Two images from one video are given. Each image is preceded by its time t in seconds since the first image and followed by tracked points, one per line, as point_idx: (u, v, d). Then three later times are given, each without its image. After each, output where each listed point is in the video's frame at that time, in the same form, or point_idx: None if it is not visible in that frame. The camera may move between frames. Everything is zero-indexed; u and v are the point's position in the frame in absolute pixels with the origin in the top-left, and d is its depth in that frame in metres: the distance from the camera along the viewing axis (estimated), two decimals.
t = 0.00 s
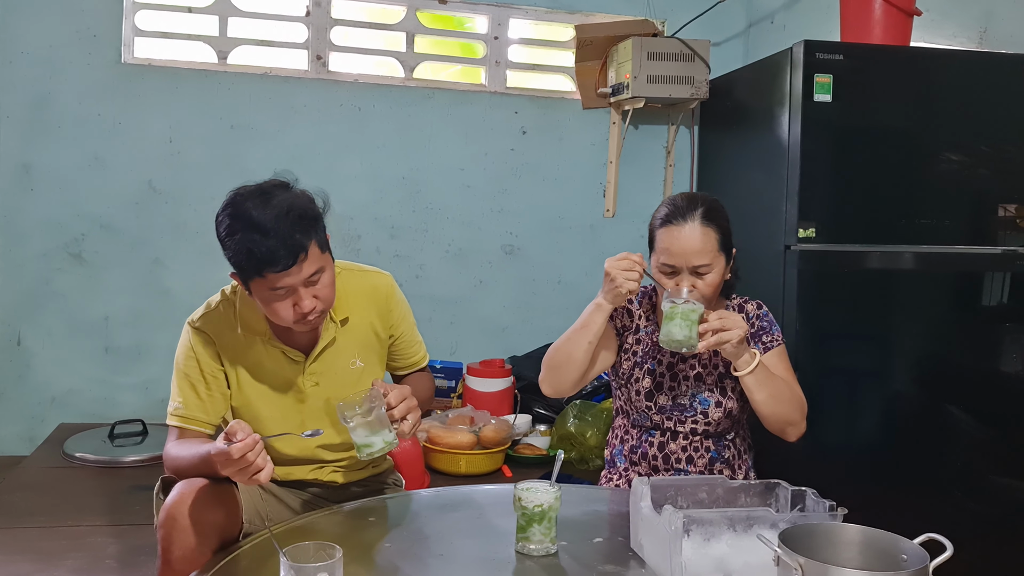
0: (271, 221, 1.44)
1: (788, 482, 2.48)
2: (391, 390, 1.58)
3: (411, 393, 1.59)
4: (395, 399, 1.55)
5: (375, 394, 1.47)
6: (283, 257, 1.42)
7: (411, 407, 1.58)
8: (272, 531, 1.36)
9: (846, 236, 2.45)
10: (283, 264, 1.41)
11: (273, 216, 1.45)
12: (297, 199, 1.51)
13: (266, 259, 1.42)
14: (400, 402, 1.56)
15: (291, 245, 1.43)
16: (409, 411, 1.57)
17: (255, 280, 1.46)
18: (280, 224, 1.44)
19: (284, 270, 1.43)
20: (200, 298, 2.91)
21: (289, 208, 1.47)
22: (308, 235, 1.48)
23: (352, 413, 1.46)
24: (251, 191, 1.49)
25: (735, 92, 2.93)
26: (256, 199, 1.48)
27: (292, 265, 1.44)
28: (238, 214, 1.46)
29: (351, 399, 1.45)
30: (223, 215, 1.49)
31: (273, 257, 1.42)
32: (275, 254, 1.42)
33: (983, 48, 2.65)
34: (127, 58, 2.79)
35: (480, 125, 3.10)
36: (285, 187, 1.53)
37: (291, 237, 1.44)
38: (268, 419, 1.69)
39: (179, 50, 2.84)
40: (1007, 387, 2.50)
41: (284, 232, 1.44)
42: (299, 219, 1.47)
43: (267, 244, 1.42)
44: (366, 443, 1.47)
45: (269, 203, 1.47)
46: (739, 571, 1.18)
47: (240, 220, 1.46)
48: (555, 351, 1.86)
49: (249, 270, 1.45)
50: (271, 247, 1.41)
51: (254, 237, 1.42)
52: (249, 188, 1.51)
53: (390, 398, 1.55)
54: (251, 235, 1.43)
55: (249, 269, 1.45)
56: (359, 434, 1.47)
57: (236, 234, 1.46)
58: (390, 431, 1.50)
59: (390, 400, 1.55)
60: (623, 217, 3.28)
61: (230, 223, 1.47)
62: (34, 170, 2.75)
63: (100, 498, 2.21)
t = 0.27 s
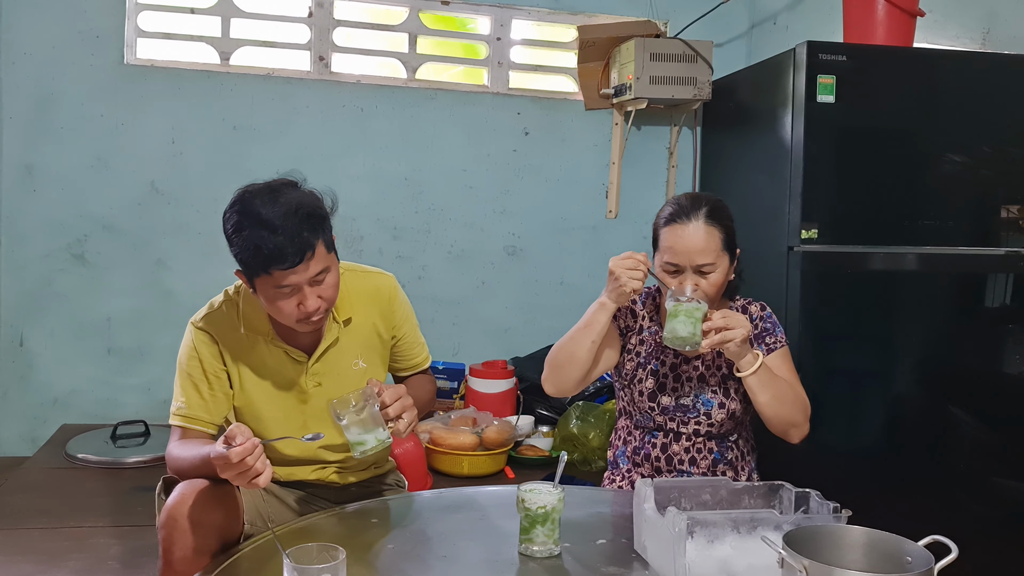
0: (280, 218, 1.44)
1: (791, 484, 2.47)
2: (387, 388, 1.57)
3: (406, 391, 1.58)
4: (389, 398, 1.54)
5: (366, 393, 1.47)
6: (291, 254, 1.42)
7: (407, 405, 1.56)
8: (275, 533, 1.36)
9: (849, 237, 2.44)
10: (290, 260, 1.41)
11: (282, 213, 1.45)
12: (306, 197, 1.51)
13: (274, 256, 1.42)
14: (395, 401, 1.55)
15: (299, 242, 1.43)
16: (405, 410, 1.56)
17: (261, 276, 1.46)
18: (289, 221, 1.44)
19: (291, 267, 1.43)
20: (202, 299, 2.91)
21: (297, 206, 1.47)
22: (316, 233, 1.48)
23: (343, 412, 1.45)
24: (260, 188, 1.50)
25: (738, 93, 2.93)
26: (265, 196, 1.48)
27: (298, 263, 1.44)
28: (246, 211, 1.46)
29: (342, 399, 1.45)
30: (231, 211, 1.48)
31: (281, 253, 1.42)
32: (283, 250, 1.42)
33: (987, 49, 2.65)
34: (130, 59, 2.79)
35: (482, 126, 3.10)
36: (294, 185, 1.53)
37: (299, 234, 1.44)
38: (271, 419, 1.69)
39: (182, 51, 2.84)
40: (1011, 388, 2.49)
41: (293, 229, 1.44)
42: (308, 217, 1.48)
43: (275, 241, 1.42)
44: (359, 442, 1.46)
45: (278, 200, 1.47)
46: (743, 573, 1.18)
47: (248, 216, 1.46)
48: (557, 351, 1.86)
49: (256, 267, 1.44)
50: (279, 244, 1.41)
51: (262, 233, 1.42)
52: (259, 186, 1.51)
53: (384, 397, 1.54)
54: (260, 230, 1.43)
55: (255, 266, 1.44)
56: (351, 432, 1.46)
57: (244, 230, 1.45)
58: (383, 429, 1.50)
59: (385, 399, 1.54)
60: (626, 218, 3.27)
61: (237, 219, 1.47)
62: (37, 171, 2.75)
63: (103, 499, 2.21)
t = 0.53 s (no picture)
0: (292, 209, 1.45)
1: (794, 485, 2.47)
2: (377, 405, 1.55)
3: (397, 409, 1.56)
4: (379, 416, 1.52)
5: (356, 410, 1.45)
6: (306, 243, 1.42)
7: (396, 424, 1.55)
8: (277, 534, 1.36)
9: (852, 238, 2.44)
10: (306, 249, 1.41)
11: (294, 204, 1.46)
12: (315, 191, 1.52)
13: (289, 246, 1.42)
14: (385, 419, 1.53)
15: (313, 232, 1.43)
16: (393, 428, 1.54)
17: (275, 269, 1.45)
18: (302, 212, 1.45)
19: (305, 258, 1.43)
20: (205, 300, 2.91)
21: (308, 198, 1.48)
22: (328, 225, 1.49)
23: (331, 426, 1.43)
24: (269, 183, 1.50)
25: (741, 94, 2.93)
26: (275, 190, 1.48)
27: (313, 253, 1.44)
28: (258, 204, 1.46)
29: (333, 411, 1.43)
30: (242, 206, 1.48)
31: (297, 243, 1.42)
32: (297, 240, 1.42)
33: (990, 49, 2.65)
34: (133, 60, 2.79)
35: (485, 127, 3.10)
36: (302, 180, 1.54)
37: (312, 224, 1.44)
38: (274, 421, 1.68)
39: (184, 52, 2.84)
40: (1014, 389, 2.48)
41: (306, 219, 1.44)
42: (319, 209, 1.49)
43: (290, 230, 1.42)
44: (341, 458, 1.45)
45: (288, 193, 1.48)
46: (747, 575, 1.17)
47: (259, 209, 1.46)
48: (561, 350, 1.85)
49: (269, 258, 1.44)
50: (295, 233, 1.42)
51: (276, 223, 1.42)
52: (267, 181, 1.51)
53: (374, 414, 1.52)
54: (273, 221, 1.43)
55: (269, 257, 1.44)
56: (335, 448, 1.45)
57: (256, 223, 1.45)
58: (367, 447, 1.48)
59: (374, 416, 1.52)
60: (628, 219, 3.27)
61: (248, 213, 1.47)
62: (40, 172, 2.75)
63: (106, 500, 2.22)
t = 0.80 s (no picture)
0: (304, 211, 1.45)
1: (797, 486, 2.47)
2: (378, 413, 1.54)
3: (398, 417, 1.55)
4: (379, 424, 1.52)
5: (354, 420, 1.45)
6: (316, 245, 1.42)
7: (397, 432, 1.54)
8: (280, 535, 1.36)
9: (855, 239, 2.44)
10: (315, 251, 1.41)
11: (306, 206, 1.46)
12: (327, 194, 1.53)
13: (299, 247, 1.42)
14: (385, 427, 1.53)
15: (324, 234, 1.44)
16: (394, 436, 1.53)
17: (284, 270, 1.45)
18: (313, 214, 1.45)
19: (315, 259, 1.43)
20: (207, 300, 2.91)
21: (320, 200, 1.49)
22: (339, 228, 1.48)
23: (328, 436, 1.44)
24: (282, 184, 1.51)
25: (743, 94, 2.92)
26: (287, 191, 1.49)
27: (323, 255, 1.44)
28: (270, 205, 1.47)
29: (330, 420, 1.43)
30: (254, 206, 1.49)
31: (307, 244, 1.42)
32: (308, 242, 1.42)
33: (993, 50, 2.64)
34: (135, 61, 2.79)
35: (487, 128, 3.10)
36: (315, 182, 1.55)
37: (323, 226, 1.44)
38: (278, 423, 1.68)
39: (187, 53, 2.84)
40: (1017, 390, 2.48)
41: (317, 221, 1.45)
42: (330, 211, 1.49)
43: (300, 232, 1.42)
44: (340, 466, 1.46)
45: (300, 195, 1.48)
46: None
47: (271, 209, 1.46)
48: (564, 352, 1.85)
49: (279, 259, 1.44)
50: (305, 235, 1.42)
51: (287, 225, 1.43)
52: (280, 182, 1.52)
53: (374, 423, 1.52)
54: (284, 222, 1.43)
55: (279, 258, 1.44)
56: (334, 457, 1.46)
57: (267, 223, 1.46)
58: (367, 456, 1.48)
59: (374, 425, 1.52)
60: (631, 220, 3.27)
61: (260, 213, 1.47)
62: (42, 173, 2.75)
63: (109, 501, 2.22)
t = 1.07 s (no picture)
0: (312, 217, 1.45)
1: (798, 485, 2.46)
2: (393, 411, 1.55)
3: (413, 416, 1.56)
4: (395, 422, 1.53)
5: (372, 416, 1.49)
6: (321, 253, 1.42)
7: (412, 430, 1.56)
8: (283, 535, 1.36)
9: (857, 238, 2.43)
10: (320, 259, 1.41)
11: (314, 212, 1.45)
12: (337, 199, 1.52)
13: (304, 253, 1.42)
14: (401, 425, 1.54)
15: (330, 242, 1.43)
16: (409, 434, 1.55)
17: (288, 273, 1.45)
18: (322, 220, 1.45)
19: (320, 266, 1.43)
20: (208, 300, 2.91)
21: (329, 206, 1.48)
22: (346, 236, 1.48)
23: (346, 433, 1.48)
24: (292, 187, 1.50)
25: (745, 94, 2.92)
26: (297, 195, 1.48)
27: (327, 262, 1.44)
28: (278, 207, 1.46)
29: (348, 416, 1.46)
30: (263, 206, 1.48)
31: (312, 251, 1.42)
32: (314, 249, 1.42)
33: (995, 49, 2.64)
34: (137, 60, 2.79)
35: (489, 128, 3.10)
36: (325, 187, 1.54)
37: (331, 234, 1.44)
38: (283, 422, 1.68)
39: (188, 53, 2.84)
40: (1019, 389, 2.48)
41: (324, 228, 1.44)
42: (339, 218, 1.48)
43: (307, 238, 1.42)
44: (359, 462, 1.48)
45: (309, 199, 1.48)
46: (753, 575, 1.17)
47: (280, 212, 1.46)
48: (564, 353, 1.85)
49: (283, 262, 1.44)
50: (311, 242, 1.41)
51: (294, 229, 1.42)
52: (291, 185, 1.51)
53: (390, 420, 1.53)
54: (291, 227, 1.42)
55: (283, 262, 1.44)
56: (352, 453, 1.48)
57: (274, 226, 1.45)
58: (384, 451, 1.51)
59: (390, 423, 1.53)
60: (632, 219, 3.27)
61: (268, 215, 1.47)
62: (44, 173, 2.75)
63: (111, 501, 2.22)
